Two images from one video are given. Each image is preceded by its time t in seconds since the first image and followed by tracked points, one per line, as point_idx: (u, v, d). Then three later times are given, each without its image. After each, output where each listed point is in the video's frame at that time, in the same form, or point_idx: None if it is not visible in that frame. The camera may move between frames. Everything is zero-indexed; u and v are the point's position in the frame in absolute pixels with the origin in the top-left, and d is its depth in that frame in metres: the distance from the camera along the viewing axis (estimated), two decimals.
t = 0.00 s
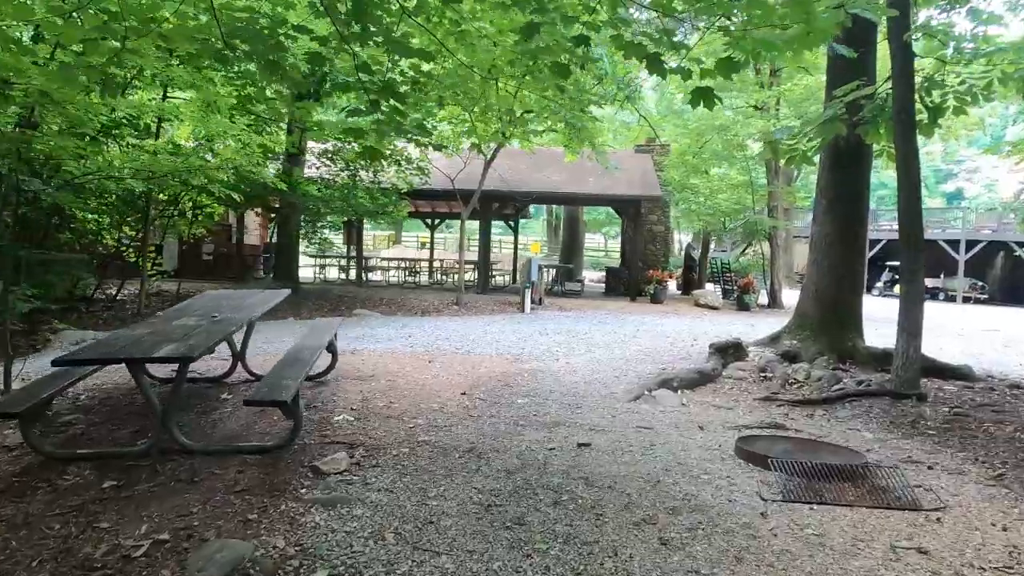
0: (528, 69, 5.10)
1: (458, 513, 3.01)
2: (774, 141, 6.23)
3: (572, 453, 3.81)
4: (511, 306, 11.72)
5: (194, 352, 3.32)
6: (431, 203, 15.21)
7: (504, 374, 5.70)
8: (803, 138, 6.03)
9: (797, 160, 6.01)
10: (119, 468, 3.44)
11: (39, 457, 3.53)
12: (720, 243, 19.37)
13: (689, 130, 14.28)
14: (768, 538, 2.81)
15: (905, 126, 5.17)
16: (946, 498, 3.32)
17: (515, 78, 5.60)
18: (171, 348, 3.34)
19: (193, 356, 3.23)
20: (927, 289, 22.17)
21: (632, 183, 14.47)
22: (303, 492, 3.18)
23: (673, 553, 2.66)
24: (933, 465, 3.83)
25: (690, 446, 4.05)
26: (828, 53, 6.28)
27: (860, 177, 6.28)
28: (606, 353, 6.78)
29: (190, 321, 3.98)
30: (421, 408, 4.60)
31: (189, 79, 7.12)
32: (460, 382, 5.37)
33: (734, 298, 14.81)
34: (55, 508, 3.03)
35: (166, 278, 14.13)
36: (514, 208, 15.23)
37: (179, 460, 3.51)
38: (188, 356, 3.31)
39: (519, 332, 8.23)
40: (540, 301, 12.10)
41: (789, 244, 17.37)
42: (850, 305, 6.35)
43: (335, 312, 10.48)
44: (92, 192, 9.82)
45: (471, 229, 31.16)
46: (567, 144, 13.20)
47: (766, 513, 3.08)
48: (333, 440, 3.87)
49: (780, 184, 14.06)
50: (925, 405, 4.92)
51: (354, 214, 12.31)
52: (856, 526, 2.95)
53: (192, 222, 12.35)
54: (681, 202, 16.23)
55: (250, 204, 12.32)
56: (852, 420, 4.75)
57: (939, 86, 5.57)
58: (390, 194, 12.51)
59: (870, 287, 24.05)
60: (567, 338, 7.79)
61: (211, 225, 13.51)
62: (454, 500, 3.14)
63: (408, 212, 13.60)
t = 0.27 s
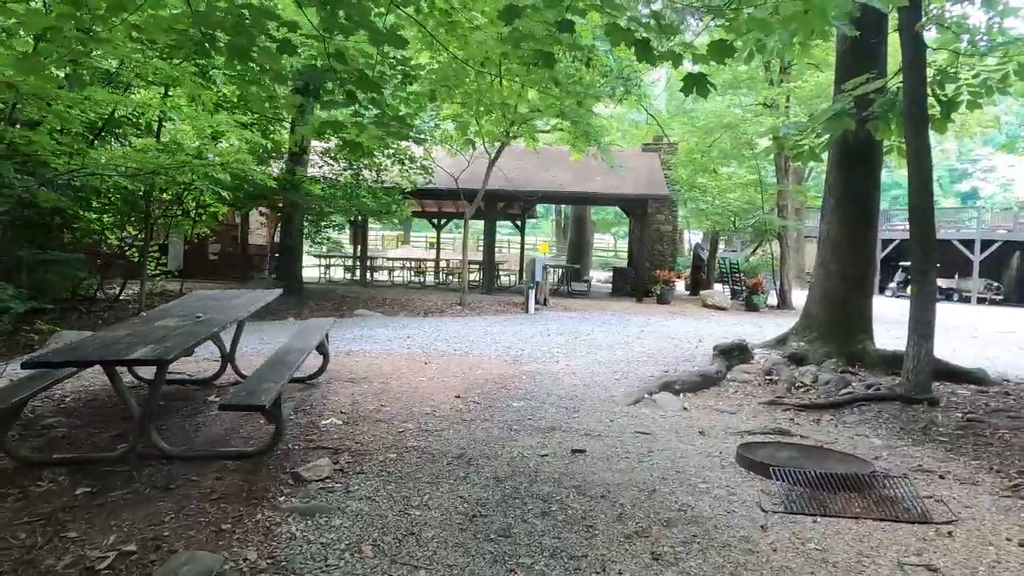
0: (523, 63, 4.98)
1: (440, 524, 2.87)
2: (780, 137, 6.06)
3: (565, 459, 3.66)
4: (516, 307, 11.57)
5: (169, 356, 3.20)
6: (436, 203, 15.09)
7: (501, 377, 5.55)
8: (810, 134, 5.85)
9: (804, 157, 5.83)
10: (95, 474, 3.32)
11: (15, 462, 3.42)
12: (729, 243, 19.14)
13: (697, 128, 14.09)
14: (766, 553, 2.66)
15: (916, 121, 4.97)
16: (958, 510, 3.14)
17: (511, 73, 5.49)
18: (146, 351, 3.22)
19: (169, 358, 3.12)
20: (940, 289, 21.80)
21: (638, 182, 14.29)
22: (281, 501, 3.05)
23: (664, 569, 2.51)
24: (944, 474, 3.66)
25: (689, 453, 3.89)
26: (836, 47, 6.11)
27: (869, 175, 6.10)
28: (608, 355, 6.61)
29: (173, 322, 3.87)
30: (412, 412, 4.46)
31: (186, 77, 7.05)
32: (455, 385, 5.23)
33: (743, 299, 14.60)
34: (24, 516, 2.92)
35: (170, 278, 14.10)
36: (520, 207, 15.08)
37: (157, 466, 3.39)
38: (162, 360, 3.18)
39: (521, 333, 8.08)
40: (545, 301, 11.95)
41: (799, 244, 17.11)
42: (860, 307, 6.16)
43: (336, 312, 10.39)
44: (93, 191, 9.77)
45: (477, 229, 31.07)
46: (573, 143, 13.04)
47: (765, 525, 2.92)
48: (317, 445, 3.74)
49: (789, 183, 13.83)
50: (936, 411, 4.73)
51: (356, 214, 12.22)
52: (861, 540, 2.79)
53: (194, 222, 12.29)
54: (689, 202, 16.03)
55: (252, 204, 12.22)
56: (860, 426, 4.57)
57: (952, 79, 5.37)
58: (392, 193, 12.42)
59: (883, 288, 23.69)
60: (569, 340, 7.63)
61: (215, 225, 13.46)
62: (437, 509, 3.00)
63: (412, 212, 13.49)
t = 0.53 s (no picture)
0: (517, 60, 4.86)
1: (419, 541, 2.74)
2: (785, 135, 5.89)
3: (555, 470, 3.53)
4: (520, 308, 11.45)
5: (139, 364, 3.08)
6: (441, 203, 15.00)
7: (497, 381, 5.42)
8: (817, 132, 5.66)
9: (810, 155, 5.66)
10: (70, 485, 3.23)
11: None
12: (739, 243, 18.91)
13: (704, 126, 13.89)
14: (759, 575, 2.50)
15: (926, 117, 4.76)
16: (966, 527, 2.98)
17: (506, 70, 5.38)
18: (117, 359, 3.12)
19: (141, 365, 3.02)
20: (955, 290, 21.44)
21: (645, 182, 14.12)
22: (255, 514, 2.93)
23: None
24: (951, 488, 3.49)
25: (687, 462, 3.74)
26: (842, 42, 5.94)
27: (877, 174, 5.92)
28: (608, 359, 6.47)
29: (154, 327, 3.78)
30: (402, 419, 4.33)
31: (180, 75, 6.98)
32: (449, 390, 5.10)
33: (751, 299, 14.38)
34: None
35: (175, 278, 14.10)
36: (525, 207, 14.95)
37: (134, 476, 3.29)
38: (131, 368, 3.06)
39: (522, 335, 7.95)
40: (549, 302, 11.81)
41: (809, 244, 16.86)
42: (869, 310, 5.98)
43: (338, 313, 10.30)
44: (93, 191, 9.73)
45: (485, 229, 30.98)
46: (578, 142, 12.90)
47: (759, 543, 2.77)
48: (299, 454, 3.62)
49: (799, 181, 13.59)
50: (946, 419, 4.55)
51: (359, 215, 12.14)
52: (861, 560, 2.64)
53: (198, 223, 12.26)
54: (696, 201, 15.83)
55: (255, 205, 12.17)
56: (866, 435, 4.40)
57: (964, 74, 5.18)
58: (395, 193, 12.34)
59: (896, 288, 23.35)
60: (570, 342, 7.49)
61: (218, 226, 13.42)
62: (417, 524, 2.87)
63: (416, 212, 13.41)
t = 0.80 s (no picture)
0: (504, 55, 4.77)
1: (386, 548, 2.64)
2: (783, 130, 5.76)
3: (535, 473, 3.43)
4: (519, 307, 11.35)
5: (104, 365, 3.00)
6: (442, 202, 14.93)
7: (487, 381, 5.33)
8: (815, 126, 5.53)
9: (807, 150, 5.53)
10: (38, 488, 3.17)
11: None
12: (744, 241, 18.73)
13: (707, 123, 13.75)
14: None
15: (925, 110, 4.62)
16: (959, 534, 2.86)
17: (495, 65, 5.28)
18: (83, 359, 3.04)
19: (106, 366, 2.94)
20: (965, 289, 21.15)
21: (647, 180, 13.99)
22: (221, 520, 2.85)
23: None
24: (946, 493, 3.36)
25: (673, 465, 3.64)
26: (842, 35, 5.81)
27: (877, 169, 5.79)
28: (603, 358, 6.37)
29: (129, 327, 3.71)
30: (384, 420, 4.24)
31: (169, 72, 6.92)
32: (436, 390, 5.01)
33: (756, 298, 14.22)
34: None
35: (177, 278, 14.10)
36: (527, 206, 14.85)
37: (103, 479, 3.22)
38: (97, 369, 2.99)
39: (518, 334, 7.86)
40: (549, 302, 11.71)
41: (815, 242, 16.66)
42: (869, 308, 5.85)
43: (336, 312, 10.25)
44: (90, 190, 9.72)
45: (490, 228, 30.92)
46: (580, 140, 12.79)
47: (740, 551, 2.66)
48: (275, 457, 3.54)
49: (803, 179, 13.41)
50: (945, 422, 4.42)
51: (359, 214, 12.09)
52: (845, 569, 2.53)
53: (198, 223, 12.25)
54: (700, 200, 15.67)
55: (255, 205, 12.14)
56: (861, 438, 4.28)
57: (966, 67, 5.04)
58: (395, 192, 12.28)
59: (905, 287, 23.06)
60: (567, 342, 7.39)
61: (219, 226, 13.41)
62: (386, 530, 2.77)
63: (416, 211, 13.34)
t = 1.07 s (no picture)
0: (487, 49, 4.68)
1: (346, 555, 2.56)
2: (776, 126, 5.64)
3: (509, 477, 3.35)
4: (517, 306, 11.27)
5: (63, 366, 2.92)
6: (441, 201, 14.86)
7: (472, 382, 5.25)
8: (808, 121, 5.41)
9: (801, 146, 5.40)
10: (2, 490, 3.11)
11: None
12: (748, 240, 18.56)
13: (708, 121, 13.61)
14: None
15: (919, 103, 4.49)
16: (942, 542, 2.75)
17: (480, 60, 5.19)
18: (43, 360, 2.97)
19: (67, 366, 2.88)
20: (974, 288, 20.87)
21: (648, 178, 13.86)
22: (181, 525, 2.78)
23: None
24: (934, 498, 3.26)
25: (653, 468, 3.55)
26: (837, 28, 5.68)
27: (873, 165, 5.66)
28: (595, 359, 6.28)
29: (99, 327, 3.65)
30: (362, 422, 4.17)
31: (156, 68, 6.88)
32: (420, 391, 4.92)
33: (758, 298, 14.07)
34: None
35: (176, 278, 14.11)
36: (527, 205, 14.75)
37: (68, 482, 3.17)
38: (55, 369, 2.91)
39: (512, 334, 7.77)
40: (548, 301, 11.62)
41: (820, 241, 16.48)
42: (864, 308, 5.73)
43: (332, 312, 10.21)
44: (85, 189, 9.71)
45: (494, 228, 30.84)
46: (579, 138, 12.68)
47: (712, 559, 2.57)
48: (245, 459, 3.47)
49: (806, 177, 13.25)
50: (938, 424, 4.30)
51: (357, 213, 12.05)
52: None
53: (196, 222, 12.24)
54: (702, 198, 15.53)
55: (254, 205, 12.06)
56: (851, 441, 4.17)
57: (962, 60, 4.91)
58: (393, 190, 12.24)
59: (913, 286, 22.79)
60: (560, 341, 7.30)
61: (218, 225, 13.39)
62: (348, 536, 2.70)
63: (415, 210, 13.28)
